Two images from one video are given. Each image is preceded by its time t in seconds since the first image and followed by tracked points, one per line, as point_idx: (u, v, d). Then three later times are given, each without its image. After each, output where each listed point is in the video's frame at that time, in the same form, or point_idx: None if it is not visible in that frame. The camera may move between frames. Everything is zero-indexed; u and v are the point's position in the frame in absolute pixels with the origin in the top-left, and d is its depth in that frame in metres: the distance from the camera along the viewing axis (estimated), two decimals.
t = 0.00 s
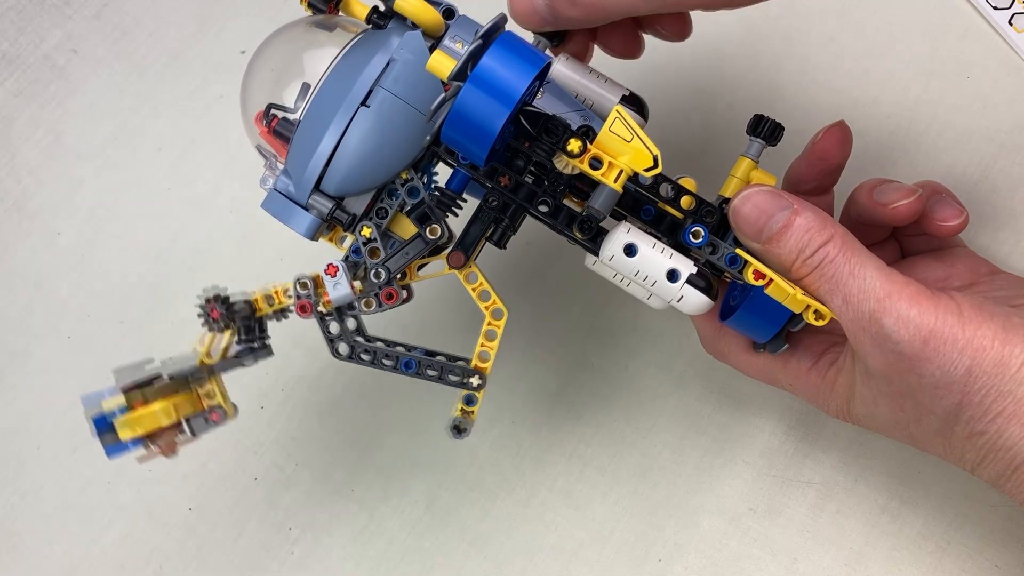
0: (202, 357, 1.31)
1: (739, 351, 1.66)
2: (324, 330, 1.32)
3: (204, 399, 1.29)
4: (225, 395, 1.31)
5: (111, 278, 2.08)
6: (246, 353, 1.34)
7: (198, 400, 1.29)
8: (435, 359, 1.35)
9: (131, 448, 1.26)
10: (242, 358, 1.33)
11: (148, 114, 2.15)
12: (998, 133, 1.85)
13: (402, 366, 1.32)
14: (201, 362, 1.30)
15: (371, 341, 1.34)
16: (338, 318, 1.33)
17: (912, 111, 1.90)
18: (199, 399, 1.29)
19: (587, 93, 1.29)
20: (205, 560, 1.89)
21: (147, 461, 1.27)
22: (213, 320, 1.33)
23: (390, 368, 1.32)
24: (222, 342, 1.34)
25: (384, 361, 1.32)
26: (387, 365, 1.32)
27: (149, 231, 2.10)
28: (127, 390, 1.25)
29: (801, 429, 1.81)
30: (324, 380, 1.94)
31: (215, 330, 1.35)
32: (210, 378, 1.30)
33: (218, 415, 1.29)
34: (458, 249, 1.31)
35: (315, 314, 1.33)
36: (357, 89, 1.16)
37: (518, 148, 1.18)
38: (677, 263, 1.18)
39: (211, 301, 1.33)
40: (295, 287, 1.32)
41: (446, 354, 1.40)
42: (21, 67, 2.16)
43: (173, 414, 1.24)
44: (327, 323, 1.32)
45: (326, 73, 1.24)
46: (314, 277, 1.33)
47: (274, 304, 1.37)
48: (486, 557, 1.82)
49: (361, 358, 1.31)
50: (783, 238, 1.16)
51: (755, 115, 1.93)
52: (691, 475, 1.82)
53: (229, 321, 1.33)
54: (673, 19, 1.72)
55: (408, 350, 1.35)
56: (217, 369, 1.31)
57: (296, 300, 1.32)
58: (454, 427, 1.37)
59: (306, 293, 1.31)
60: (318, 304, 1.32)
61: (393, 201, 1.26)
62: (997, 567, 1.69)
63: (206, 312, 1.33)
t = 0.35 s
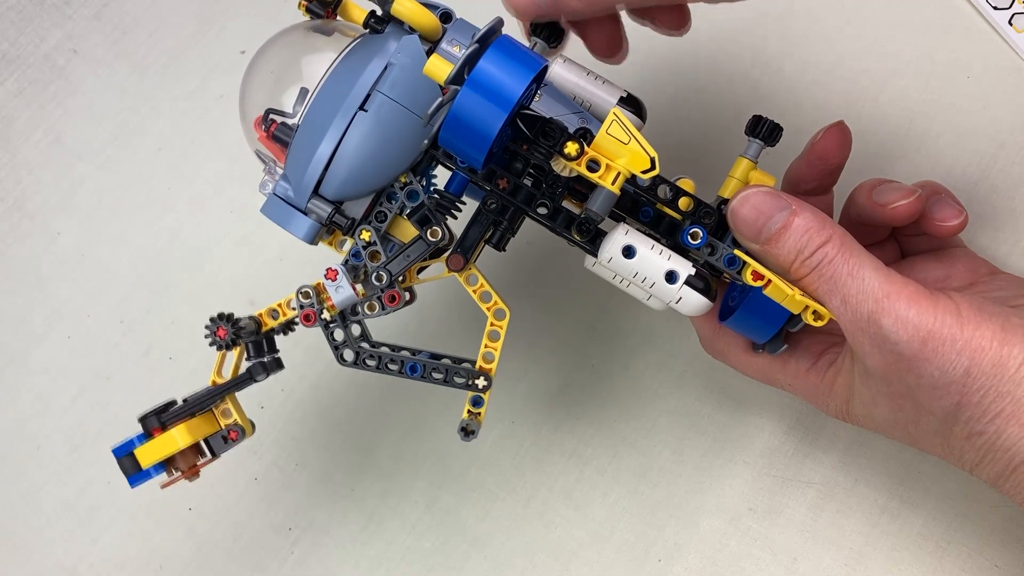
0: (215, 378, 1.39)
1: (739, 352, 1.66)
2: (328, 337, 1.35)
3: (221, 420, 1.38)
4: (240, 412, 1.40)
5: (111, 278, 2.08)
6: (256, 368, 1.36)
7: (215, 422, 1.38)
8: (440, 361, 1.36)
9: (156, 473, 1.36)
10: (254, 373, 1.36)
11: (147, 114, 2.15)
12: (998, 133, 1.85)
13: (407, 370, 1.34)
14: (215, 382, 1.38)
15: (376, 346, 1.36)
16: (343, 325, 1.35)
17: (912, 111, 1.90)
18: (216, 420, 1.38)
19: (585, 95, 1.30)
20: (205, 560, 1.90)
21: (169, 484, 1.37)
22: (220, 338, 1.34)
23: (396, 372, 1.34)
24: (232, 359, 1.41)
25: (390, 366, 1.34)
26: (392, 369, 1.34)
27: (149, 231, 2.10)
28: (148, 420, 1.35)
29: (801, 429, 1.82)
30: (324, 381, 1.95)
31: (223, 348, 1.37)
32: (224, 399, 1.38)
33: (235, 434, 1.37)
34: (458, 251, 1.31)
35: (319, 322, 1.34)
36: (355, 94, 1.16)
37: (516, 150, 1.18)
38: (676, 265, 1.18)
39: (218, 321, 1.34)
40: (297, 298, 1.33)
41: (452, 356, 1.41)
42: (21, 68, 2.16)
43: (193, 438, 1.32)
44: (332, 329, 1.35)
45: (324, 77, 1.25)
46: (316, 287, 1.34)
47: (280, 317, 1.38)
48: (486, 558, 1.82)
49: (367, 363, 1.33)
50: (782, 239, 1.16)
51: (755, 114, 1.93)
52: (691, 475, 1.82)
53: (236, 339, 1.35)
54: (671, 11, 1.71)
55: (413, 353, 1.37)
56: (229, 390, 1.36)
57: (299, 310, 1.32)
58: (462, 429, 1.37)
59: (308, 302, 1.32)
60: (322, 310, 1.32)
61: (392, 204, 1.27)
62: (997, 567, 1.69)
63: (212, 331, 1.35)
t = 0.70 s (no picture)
0: (214, 374, 1.39)
1: (739, 352, 1.66)
2: (328, 334, 1.35)
3: (219, 416, 1.38)
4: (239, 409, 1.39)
5: (110, 278, 2.08)
6: (257, 364, 1.36)
7: (214, 418, 1.37)
8: (440, 360, 1.36)
9: (152, 469, 1.34)
10: (254, 369, 1.36)
11: (147, 113, 2.15)
12: (998, 133, 1.85)
13: (407, 368, 1.34)
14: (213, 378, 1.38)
15: (376, 344, 1.36)
16: (342, 323, 1.35)
17: (913, 111, 1.90)
18: (214, 416, 1.38)
19: (585, 94, 1.30)
20: (205, 560, 1.90)
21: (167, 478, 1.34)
22: (220, 334, 1.34)
23: (395, 370, 1.34)
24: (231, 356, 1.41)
25: (389, 364, 1.34)
26: (392, 367, 1.34)
27: (149, 231, 2.10)
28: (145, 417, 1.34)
29: (801, 428, 1.82)
30: (324, 380, 1.95)
31: (222, 344, 1.36)
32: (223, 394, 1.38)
33: (234, 429, 1.36)
34: (457, 249, 1.30)
35: (319, 319, 1.34)
36: (356, 92, 1.16)
37: (516, 149, 1.18)
38: (676, 264, 1.18)
39: (218, 317, 1.34)
40: (297, 295, 1.33)
41: (451, 355, 1.41)
42: (21, 68, 2.16)
43: (191, 433, 1.32)
44: (332, 327, 1.35)
45: (325, 75, 1.25)
46: (316, 284, 1.34)
47: (280, 314, 1.38)
48: (486, 557, 1.82)
49: (366, 361, 1.34)
50: (782, 238, 1.16)
51: (755, 114, 1.93)
52: (691, 475, 1.82)
53: (236, 335, 1.34)
54: None
55: (413, 352, 1.37)
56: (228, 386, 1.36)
57: (299, 307, 1.32)
58: (461, 428, 1.35)
59: (309, 299, 1.32)
60: (322, 308, 1.33)
61: (392, 202, 1.27)
62: (997, 567, 1.69)
63: (212, 327, 1.34)
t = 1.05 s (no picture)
0: (242, 405, 1.39)
1: (739, 352, 1.66)
2: (337, 341, 1.34)
3: (255, 445, 1.37)
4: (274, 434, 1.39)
5: (110, 278, 2.08)
6: (281, 386, 1.39)
7: (252, 448, 1.36)
8: (451, 361, 1.35)
9: (206, 514, 1.34)
10: (280, 392, 1.38)
11: (147, 114, 2.15)
12: (998, 133, 1.85)
13: (418, 371, 1.33)
14: (242, 409, 1.39)
15: (385, 348, 1.35)
16: (351, 328, 1.34)
17: (913, 111, 1.90)
18: (251, 446, 1.37)
19: (585, 95, 1.30)
20: (205, 560, 1.90)
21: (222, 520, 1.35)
22: (237, 361, 1.36)
23: (407, 374, 1.33)
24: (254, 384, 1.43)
25: (400, 367, 1.34)
26: (403, 371, 1.33)
27: (149, 231, 2.10)
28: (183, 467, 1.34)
29: (801, 428, 1.82)
30: (324, 381, 1.95)
31: (242, 372, 1.39)
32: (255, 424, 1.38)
33: (274, 455, 1.36)
34: (458, 251, 1.30)
35: (328, 330, 1.35)
36: (355, 94, 1.16)
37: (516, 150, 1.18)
38: (676, 265, 1.18)
39: (233, 343, 1.36)
40: (304, 308, 1.35)
41: (461, 355, 1.41)
42: (21, 67, 2.16)
43: (233, 466, 1.32)
44: (341, 334, 1.34)
45: (324, 77, 1.25)
46: (322, 295, 1.36)
47: (291, 331, 1.42)
48: (486, 558, 1.82)
49: (377, 366, 1.33)
50: (783, 238, 1.16)
51: (755, 114, 1.93)
52: (691, 475, 1.82)
53: (253, 360, 1.37)
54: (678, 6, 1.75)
55: (423, 354, 1.36)
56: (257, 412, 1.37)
57: (308, 319, 1.35)
58: (478, 428, 1.36)
59: (316, 310, 1.34)
60: (330, 318, 1.34)
61: (392, 204, 1.27)
62: (997, 567, 1.69)
63: (228, 355, 1.36)
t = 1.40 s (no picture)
0: (264, 425, 1.39)
1: (740, 353, 1.66)
2: (345, 347, 1.33)
3: (284, 461, 1.39)
4: (300, 447, 1.40)
5: (110, 278, 2.08)
6: (300, 398, 1.38)
7: (281, 465, 1.38)
8: (459, 362, 1.35)
9: (244, 534, 1.36)
10: (300, 405, 1.38)
11: (147, 114, 2.15)
12: (998, 133, 1.85)
13: (428, 373, 1.33)
14: (264, 427, 1.38)
15: (393, 352, 1.35)
16: (358, 333, 1.33)
17: (913, 111, 1.89)
18: (279, 463, 1.38)
19: (584, 97, 1.29)
20: (205, 560, 1.90)
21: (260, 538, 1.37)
22: (253, 379, 1.34)
23: (416, 377, 1.33)
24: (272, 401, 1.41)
25: (409, 371, 1.34)
26: (412, 374, 1.34)
27: (149, 231, 2.10)
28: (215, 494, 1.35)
29: (801, 428, 1.82)
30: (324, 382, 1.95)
31: (258, 389, 1.37)
32: (280, 440, 1.39)
33: (304, 467, 1.37)
34: (459, 254, 1.29)
35: (335, 337, 1.34)
36: (354, 97, 1.16)
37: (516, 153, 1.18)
38: (676, 267, 1.18)
39: (247, 361, 1.34)
40: (310, 318, 1.34)
41: (469, 357, 1.41)
42: (21, 67, 2.16)
43: (265, 484, 1.33)
44: (349, 340, 1.33)
45: (323, 80, 1.25)
46: (325, 303, 1.35)
47: (303, 344, 1.41)
48: (486, 558, 1.82)
49: (386, 370, 1.33)
50: (783, 239, 1.16)
51: (755, 114, 1.93)
52: (691, 475, 1.82)
53: (269, 375, 1.35)
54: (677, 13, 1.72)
55: (431, 356, 1.36)
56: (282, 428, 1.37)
57: (315, 328, 1.33)
58: (491, 428, 1.36)
59: (324, 318, 1.33)
60: (337, 325, 1.32)
61: (392, 207, 1.27)
62: (997, 566, 1.69)
63: (243, 374, 1.34)
